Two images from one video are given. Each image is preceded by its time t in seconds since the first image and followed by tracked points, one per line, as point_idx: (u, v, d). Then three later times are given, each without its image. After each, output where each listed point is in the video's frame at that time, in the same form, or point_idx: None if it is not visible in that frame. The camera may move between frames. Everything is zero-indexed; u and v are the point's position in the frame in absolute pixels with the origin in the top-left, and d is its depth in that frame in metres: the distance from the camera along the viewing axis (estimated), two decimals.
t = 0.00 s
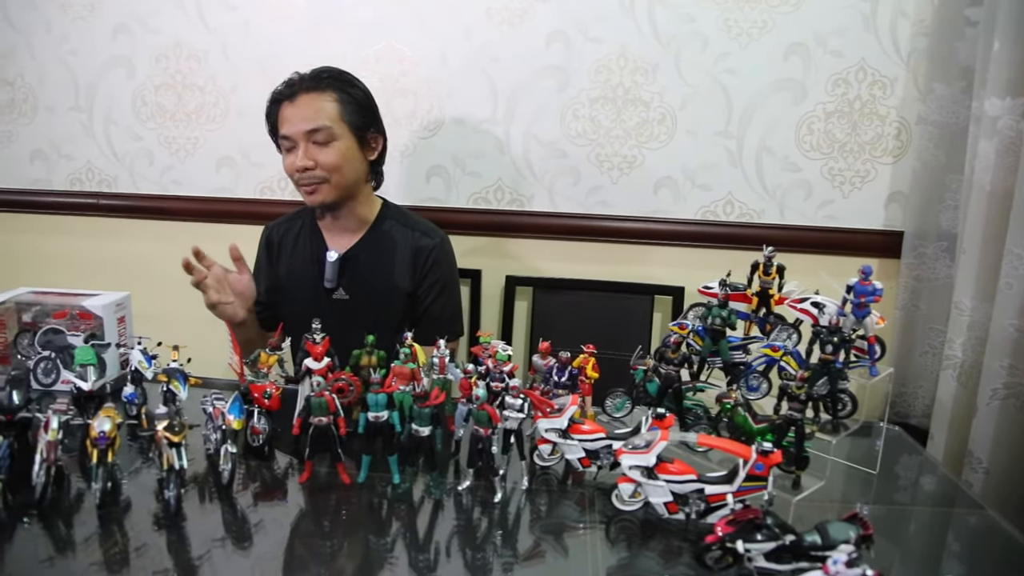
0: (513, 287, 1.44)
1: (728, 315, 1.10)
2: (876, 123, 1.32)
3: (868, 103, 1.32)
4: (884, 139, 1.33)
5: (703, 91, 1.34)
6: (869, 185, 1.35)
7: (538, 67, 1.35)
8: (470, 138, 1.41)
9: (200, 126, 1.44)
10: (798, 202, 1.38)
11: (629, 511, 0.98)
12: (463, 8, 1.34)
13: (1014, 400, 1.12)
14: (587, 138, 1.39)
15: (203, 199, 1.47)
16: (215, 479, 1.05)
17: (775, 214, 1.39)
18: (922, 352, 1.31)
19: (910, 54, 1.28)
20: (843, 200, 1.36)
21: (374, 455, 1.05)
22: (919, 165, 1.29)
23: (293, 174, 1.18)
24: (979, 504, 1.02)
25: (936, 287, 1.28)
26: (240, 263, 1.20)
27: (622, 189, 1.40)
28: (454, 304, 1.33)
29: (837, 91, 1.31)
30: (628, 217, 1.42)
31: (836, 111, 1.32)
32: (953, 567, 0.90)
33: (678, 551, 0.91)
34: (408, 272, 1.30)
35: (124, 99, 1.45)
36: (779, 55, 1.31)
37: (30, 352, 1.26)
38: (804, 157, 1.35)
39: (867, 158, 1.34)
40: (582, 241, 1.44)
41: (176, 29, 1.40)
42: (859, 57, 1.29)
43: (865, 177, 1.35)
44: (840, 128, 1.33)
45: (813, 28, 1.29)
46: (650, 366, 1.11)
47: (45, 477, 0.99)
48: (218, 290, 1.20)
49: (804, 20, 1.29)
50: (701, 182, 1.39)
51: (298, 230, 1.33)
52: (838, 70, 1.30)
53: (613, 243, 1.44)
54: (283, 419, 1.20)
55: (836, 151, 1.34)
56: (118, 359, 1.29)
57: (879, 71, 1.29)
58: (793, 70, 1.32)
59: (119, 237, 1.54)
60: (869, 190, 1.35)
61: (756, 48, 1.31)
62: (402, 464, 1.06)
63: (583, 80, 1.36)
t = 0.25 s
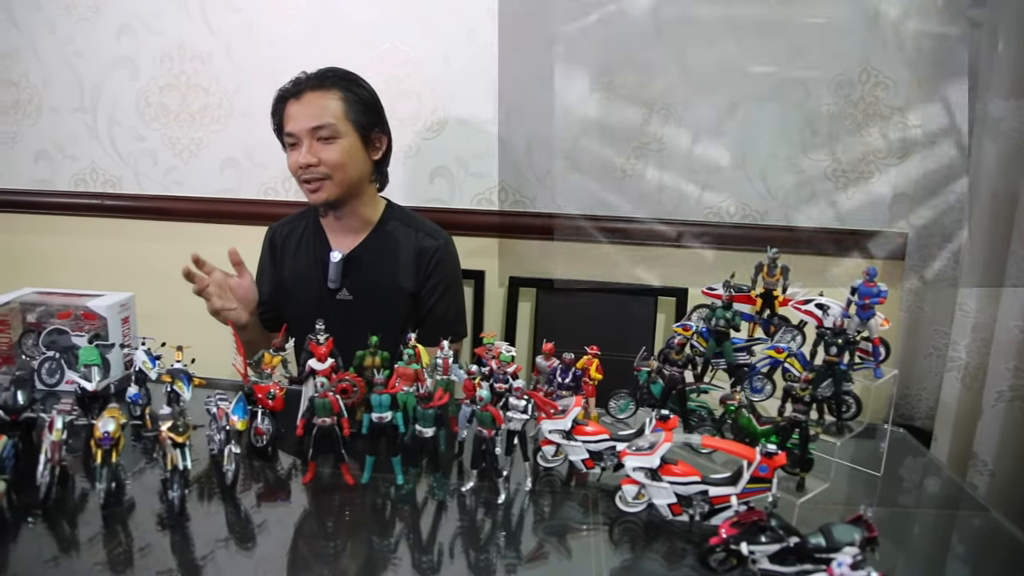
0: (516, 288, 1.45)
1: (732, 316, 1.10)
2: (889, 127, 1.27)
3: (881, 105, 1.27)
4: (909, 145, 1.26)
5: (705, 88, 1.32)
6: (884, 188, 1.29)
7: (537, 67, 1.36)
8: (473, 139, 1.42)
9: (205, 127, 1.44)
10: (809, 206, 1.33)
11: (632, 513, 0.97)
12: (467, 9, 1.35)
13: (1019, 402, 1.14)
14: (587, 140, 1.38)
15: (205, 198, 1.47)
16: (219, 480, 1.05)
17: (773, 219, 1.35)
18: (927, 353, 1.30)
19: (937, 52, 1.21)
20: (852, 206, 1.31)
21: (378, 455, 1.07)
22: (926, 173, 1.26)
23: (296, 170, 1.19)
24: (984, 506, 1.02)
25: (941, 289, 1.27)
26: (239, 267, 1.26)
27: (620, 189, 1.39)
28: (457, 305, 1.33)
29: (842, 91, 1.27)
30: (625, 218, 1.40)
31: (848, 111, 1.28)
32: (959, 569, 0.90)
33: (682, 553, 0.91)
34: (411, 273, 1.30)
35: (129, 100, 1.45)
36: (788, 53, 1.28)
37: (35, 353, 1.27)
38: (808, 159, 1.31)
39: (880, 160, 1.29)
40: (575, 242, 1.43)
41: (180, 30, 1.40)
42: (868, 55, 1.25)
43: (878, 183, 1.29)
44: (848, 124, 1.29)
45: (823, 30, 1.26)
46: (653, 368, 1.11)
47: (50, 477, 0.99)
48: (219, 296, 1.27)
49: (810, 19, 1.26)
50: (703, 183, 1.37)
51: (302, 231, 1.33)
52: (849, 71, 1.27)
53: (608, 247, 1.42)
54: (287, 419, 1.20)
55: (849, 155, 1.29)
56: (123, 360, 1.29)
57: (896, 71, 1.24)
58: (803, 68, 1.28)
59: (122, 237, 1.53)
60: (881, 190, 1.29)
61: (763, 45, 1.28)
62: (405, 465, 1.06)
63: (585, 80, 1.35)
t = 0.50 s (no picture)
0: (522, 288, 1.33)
1: (739, 318, 1.11)
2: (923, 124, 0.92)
3: (932, 104, 0.92)
4: (934, 153, 0.93)
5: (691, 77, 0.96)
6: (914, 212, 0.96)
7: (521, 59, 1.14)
8: (481, 141, 1.35)
9: (211, 128, 1.40)
10: (817, 226, 0.99)
11: (639, 515, 0.98)
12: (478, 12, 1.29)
13: None
14: (586, 129, 1.04)
15: (214, 199, 1.44)
16: (226, 479, 1.06)
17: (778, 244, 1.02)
18: (934, 356, 1.23)
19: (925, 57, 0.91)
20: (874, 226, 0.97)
21: (384, 457, 1.06)
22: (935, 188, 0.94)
23: (304, 172, 1.20)
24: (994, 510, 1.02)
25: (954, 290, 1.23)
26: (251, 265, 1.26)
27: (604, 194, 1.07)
28: (465, 306, 1.33)
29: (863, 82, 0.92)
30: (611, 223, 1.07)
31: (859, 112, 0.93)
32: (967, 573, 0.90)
33: (689, 555, 0.91)
34: (419, 274, 1.30)
35: (137, 102, 1.42)
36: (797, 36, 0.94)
37: (44, 353, 1.28)
38: (823, 169, 0.96)
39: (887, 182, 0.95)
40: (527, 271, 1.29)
41: (188, 31, 1.37)
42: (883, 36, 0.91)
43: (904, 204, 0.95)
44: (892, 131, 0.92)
45: (823, 31, 0.93)
46: (661, 369, 1.11)
47: (59, 476, 0.99)
48: (230, 294, 1.24)
49: (807, 15, 0.93)
50: (698, 195, 1.02)
51: (310, 232, 1.32)
52: (877, 72, 0.91)
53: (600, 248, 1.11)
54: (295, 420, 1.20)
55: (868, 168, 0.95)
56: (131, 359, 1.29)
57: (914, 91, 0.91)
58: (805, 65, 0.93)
59: (122, 237, 1.51)
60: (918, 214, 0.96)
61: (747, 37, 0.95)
62: (413, 466, 1.06)
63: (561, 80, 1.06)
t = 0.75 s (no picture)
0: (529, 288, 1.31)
1: (748, 321, 1.10)
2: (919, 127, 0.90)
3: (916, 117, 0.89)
4: (936, 156, 0.89)
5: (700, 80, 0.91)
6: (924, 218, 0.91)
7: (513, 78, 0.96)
8: (489, 143, 1.33)
9: (221, 130, 1.41)
10: (819, 235, 0.93)
11: (647, 518, 0.97)
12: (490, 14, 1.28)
13: None
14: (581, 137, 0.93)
15: (222, 201, 1.42)
16: (235, 479, 1.06)
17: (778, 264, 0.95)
18: (944, 360, 1.17)
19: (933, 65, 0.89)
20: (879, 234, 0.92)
21: (393, 458, 1.08)
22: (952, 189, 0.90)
23: (317, 177, 1.30)
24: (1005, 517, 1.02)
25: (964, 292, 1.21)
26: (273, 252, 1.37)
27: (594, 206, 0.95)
28: (474, 309, 1.32)
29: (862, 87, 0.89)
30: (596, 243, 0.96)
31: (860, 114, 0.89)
32: None
33: (697, 559, 0.91)
34: (428, 275, 1.30)
35: (147, 104, 1.43)
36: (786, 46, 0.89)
37: (54, 353, 1.30)
38: (824, 176, 0.91)
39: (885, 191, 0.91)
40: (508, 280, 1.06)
41: (198, 33, 1.38)
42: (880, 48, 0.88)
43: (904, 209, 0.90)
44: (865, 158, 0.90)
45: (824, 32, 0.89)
46: (669, 372, 1.11)
47: (68, 476, 1.00)
48: (251, 272, 1.39)
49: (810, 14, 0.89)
50: (694, 207, 0.93)
51: (320, 234, 1.32)
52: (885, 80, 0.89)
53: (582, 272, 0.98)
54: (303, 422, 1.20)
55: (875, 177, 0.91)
56: (141, 360, 1.30)
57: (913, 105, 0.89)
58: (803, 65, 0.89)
59: (125, 238, 1.50)
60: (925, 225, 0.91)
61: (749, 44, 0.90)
62: (421, 468, 1.06)
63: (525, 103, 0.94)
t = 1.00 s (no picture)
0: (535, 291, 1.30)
1: (755, 324, 1.10)
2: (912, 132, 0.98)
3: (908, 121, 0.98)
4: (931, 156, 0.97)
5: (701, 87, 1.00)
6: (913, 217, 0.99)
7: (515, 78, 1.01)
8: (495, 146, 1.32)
9: (228, 133, 1.41)
10: (817, 233, 1.01)
11: (653, 521, 0.97)
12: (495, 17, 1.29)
13: None
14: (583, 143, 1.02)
15: (228, 204, 1.43)
16: (241, 481, 1.06)
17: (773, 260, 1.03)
18: (950, 363, 1.20)
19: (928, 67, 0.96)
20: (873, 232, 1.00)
21: (399, 461, 1.08)
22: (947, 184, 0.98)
23: (325, 179, 1.30)
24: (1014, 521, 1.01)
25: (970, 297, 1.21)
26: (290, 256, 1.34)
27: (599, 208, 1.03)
28: (480, 312, 1.32)
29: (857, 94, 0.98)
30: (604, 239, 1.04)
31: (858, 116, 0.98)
32: None
33: (703, 562, 0.90)
34: (434, 278, 1.31)
35: (154, 106, 1.43)
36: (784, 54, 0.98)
37: (61, 354, 1.30)
38: (820, 177, 1.00)
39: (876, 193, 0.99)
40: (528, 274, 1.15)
41: (205, 37, 1.38)
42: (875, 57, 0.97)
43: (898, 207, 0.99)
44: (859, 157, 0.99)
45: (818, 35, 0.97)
46: (675, 375, 1.10)
47: (76, 477, 1.00)
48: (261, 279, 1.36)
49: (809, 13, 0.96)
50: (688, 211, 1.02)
51: (325, 238, 1.32)
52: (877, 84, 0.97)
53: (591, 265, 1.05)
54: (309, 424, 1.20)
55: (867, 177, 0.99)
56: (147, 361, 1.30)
57: (903, 109, 0.97)
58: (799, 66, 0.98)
59: (131, 240, 1.50)
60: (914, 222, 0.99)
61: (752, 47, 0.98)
62: (426, 471, 1.07)
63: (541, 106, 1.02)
